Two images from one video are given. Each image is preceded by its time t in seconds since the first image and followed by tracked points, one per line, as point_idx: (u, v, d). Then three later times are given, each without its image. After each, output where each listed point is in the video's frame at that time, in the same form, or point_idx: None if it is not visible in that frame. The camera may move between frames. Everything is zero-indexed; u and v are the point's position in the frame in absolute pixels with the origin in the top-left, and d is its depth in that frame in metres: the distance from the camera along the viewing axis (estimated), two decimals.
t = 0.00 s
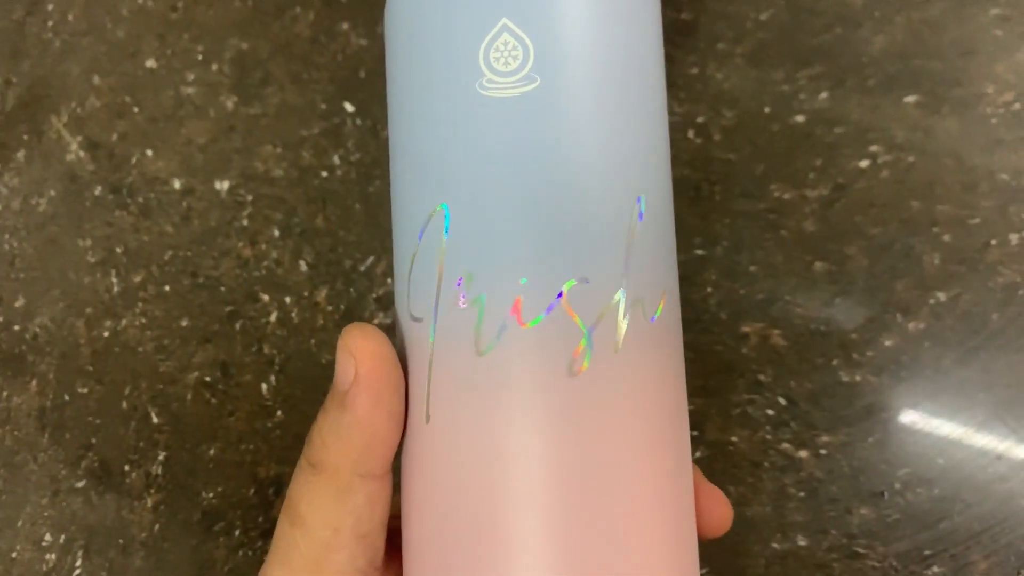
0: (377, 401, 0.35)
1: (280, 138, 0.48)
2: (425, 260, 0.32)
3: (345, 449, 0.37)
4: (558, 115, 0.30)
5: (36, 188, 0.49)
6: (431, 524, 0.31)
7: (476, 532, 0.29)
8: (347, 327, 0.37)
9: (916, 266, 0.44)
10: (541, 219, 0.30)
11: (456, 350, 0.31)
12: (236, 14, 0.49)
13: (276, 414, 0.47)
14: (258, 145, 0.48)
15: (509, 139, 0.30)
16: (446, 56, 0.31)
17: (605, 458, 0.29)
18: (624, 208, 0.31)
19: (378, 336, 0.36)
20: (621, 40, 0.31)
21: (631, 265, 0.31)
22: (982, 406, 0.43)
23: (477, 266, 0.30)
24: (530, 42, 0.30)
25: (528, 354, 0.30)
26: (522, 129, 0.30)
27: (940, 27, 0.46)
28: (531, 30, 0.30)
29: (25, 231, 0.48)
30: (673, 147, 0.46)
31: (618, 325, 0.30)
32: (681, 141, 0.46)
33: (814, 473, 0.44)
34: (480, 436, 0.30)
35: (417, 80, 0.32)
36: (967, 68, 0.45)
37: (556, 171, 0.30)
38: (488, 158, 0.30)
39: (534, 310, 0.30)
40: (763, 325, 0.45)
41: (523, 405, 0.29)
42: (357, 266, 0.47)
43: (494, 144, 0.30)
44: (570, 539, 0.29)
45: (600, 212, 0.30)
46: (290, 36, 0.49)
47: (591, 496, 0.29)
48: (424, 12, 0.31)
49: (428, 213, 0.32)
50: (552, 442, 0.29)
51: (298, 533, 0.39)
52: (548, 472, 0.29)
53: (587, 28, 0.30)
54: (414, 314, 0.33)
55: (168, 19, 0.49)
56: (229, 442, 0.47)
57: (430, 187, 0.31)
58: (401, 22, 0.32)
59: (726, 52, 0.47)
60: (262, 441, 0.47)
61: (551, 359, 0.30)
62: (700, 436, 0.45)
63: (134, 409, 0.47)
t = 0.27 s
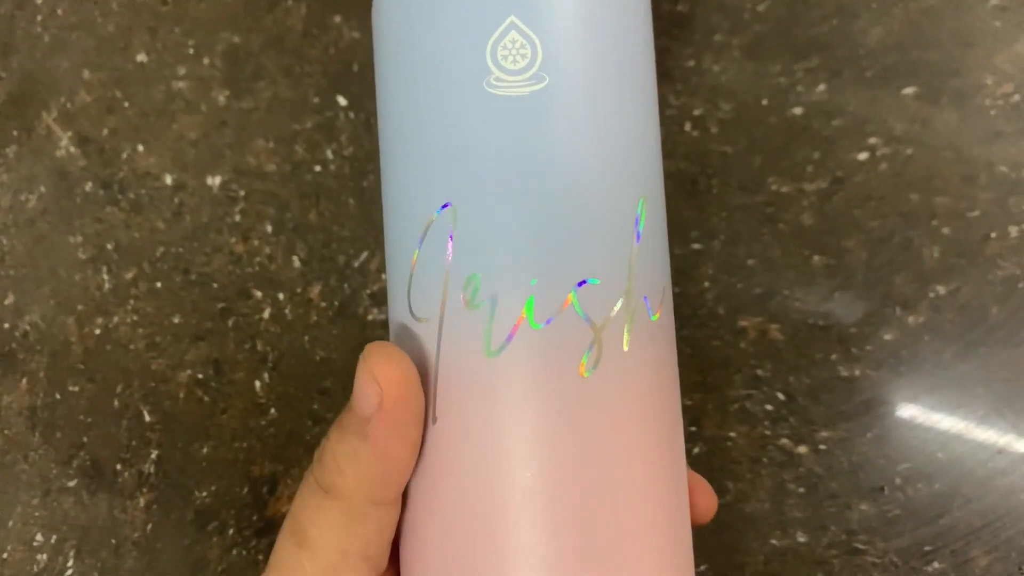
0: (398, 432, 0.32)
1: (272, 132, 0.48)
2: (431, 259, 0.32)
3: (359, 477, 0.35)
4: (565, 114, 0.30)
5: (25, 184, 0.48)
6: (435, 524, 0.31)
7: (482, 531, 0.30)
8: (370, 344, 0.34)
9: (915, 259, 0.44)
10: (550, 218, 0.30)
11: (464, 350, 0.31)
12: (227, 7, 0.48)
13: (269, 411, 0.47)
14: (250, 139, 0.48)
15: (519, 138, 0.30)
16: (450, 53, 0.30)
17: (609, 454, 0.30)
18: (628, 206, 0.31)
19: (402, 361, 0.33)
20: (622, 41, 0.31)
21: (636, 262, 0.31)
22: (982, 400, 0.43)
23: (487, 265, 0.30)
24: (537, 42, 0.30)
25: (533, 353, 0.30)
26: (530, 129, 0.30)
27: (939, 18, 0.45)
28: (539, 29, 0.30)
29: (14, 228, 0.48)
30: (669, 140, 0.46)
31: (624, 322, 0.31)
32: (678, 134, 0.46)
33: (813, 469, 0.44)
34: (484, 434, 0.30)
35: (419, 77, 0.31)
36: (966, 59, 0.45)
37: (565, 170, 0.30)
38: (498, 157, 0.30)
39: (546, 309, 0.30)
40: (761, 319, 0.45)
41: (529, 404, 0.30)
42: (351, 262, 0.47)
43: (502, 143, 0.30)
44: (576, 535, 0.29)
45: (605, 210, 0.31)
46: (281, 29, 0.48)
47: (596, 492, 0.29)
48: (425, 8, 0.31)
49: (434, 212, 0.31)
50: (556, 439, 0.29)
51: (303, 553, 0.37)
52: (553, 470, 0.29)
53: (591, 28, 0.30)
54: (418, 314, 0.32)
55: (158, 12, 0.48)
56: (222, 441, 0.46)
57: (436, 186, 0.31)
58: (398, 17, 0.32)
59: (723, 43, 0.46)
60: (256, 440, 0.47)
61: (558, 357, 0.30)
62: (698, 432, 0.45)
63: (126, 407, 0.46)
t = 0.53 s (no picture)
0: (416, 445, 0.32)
1: (270, 130, 0.48)
2: (438, 256, 0.31)
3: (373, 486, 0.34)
4: (575, 110, 0.30)
5: (23, 182, 0.48)
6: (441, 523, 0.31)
7: (490, 531, 0.30)
8: (385, 350, 0.33)
9: (913, 256, 0.44)
10: (562, 213, 0.30)
11: (473, 347, 0.31)
12: (224, 4, 0.48)
13: (269, 410, 0.47)
14: (248, 137, 0.48)
15: (530, 133, 0.30)
16: (457, 44, 0.30)
17: (616, 452, 0.30)
18: (636, 199, 0.31)
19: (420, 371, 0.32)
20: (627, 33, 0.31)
21: (643, 258, 0.32)
22: (981, 396, 0.43)
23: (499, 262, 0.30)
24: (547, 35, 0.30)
25: (542, 351, 0.30)
26: (541, 123, 0.30)
27: (937, 13, 0.45)
28: (549, 20, 0.30)
29: (11, 226, 0.48)
30: (668, 137, 0.46)
31: (633, 316, 0.31)
32: (676, 130, 0.46)
33: (812, 466, 0.44)
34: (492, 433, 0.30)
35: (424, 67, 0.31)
36: (964, 54, 0.45)
37: (575, 165, 0.30)
38: (508, 151, 0.30)
39: (560, 306, 0.30)
40: (759, 316, 0.45)
41: (538, 403, 0.30)
42: (349, 260, 0.47)
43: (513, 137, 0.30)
44: (586, 534, 0.29)
45: (614, 204, 0.31)
46: (278, 26, 0.48)
47: (604, 491, 0.29)
48: None
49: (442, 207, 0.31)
50: (565, 438, 0.29)
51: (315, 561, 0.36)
52: (562, 469, 0.29)
53: (599, 21, 0.30)
54: (424, 311, 0.32)
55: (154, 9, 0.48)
56: (221, 439, 0.46)
57: (444, 180, 0.31)
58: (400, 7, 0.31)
59: (721, 40, 0.46)
60: (255, 438, 0.47)
61: (567, 355, 0.30)
62: (696, 429, 0.45)
63: (125, 406, 0.46)
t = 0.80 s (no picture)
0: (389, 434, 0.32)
1: (266, 127, 0.47)
2: (419, 248, 0.32)
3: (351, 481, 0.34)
4: (555, 99, 0.30)
5: (19, 180, 0.48)
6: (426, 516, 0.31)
7: (472, 525, 0.30)
8: (350, 342, 0.33)
9: (912, 253, 0.44)
10: (539, 203, 0.30)
11: (453, 339, 0.31)
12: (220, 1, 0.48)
13: (266, 408, 0.47)
14: (244, 135, 0.47)
15: (508, 123, 0.30)
16: (437, 36, 0.30)
17: (600, 446, 0.30)
18: (621, 190, 0.31)
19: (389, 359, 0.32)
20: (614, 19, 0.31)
21: (631, 251, 0.31)
22: (978, 393, 0.43)
23: (476, 254, 0.30)
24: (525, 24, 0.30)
25: (523, 344, 0.30)
26: (519, 113, 0.30)
27: (935, 11, 0.45)
28: (526, 8, 0.30)
29: (7, 224, 0.48)
30: (666, 134, 0.46)
31: (617, 309, 0.31)
32: (675, 128, 0.46)
33: (810, 463, 0.44)
34: (474, 427, 0.30)
35: (406, 60, 0.31)
36: (962, 52, 0.45)
37: (554, 155, 0.30)
38: (485, 142, 0.30)
39: (536, 297, 0.30)
40: (757, 314, 0.45)
41: (518, 396, 0.29)
42: (346, 258, 0.47)
43: (490, 128, 0.30)
44: (567, 528, 0.29)
45: (595, 195, 0.30)
46: (275, 23, 0.48)
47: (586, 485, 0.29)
48: None
49: (423, 199, 0.31)
50: (547, 431, 0.29)
51: (297, 560, 0.36)
52: (543, 463, 0.29)
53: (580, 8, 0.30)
54: (406, 303, 0.32)
55: (151, 6, 0.48)
56: (218, 437, 0.46)
57: (424, 172, 0.31)
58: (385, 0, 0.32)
59: (719, 37, 0.46)
60: (252, 436, 0.46)
61: (548, 348, 0.30)
62: (695, 427, 0.45)
63: (122, 404, 0.46)
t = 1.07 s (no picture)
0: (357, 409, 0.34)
1: (266, 124, 0.47)
2: (420, 239, 0.31)
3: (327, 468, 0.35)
4: (551, 91, 0.29)
5: (19, 177, 0.48)
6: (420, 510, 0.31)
7: (462, 520, 0.29)
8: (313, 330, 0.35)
9: (911, 250, 0.44)
10: (532, 193, 0.29)
11: (448, 329, 0.31)
12: None
13: (265, 405, 0.46)
14: (244, 132, 0.48)
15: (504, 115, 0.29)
16: (442, 29, 0.30)
17: (593, 442, 0.29)
18: (623, 183, 0.30)
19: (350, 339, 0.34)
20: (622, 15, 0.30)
21: (630, 241, 0.30)
22: (978, 390, 0.43)
23: (469, 242, 0.30)
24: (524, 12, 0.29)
25: (513, 334, 0.29)
26: (513, 100, 0.29)
27: (934, 9, 0.45)
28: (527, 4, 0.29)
29: (7, 221, 0.48)
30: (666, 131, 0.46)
31: (614, 302, 0.30)
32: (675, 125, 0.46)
33: (809, 460, 0.44)
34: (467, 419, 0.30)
35: (415, 55, 0.31)
36: (962, 50, 0.45)
37: (548, 142, 0.29)
38: (480, 131, 0.30)
39: (524, 285, 0.29)
40: (756, 311, 0.45)
41: (509, 387, 0.29)
42: (346, 255, 0.47)
43: (485, 116, 0.29)
44: (554, 525, 0.28)
45: (592, 187, 0.29)
46: (275, 21, 0.48)
47: (577, 482, 0.28)
48: None
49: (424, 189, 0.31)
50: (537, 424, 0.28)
51: (284, 555, 0.36)
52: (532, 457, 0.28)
53: None
54: (409, 295, 0.32)
55: (151, 4, 0.48)
56: (217, 434, 0.46)
57: (425, 163, 0.31)
58: None
59: (719, 35, 0.46)
60: (251, 433, 0.46)
61: (539, 339, 0.29)
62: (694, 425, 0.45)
63: (121, 400, 0.46)
